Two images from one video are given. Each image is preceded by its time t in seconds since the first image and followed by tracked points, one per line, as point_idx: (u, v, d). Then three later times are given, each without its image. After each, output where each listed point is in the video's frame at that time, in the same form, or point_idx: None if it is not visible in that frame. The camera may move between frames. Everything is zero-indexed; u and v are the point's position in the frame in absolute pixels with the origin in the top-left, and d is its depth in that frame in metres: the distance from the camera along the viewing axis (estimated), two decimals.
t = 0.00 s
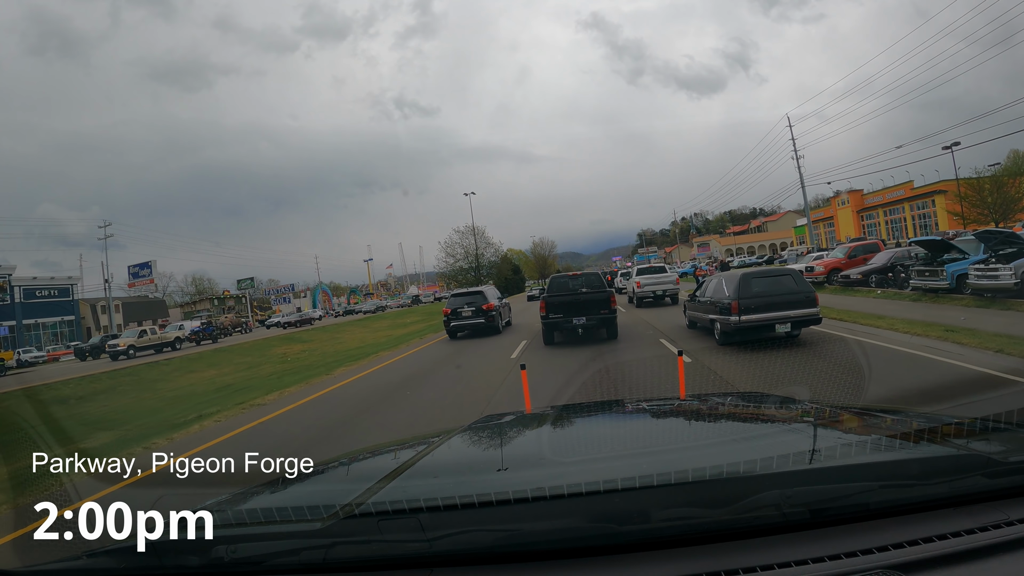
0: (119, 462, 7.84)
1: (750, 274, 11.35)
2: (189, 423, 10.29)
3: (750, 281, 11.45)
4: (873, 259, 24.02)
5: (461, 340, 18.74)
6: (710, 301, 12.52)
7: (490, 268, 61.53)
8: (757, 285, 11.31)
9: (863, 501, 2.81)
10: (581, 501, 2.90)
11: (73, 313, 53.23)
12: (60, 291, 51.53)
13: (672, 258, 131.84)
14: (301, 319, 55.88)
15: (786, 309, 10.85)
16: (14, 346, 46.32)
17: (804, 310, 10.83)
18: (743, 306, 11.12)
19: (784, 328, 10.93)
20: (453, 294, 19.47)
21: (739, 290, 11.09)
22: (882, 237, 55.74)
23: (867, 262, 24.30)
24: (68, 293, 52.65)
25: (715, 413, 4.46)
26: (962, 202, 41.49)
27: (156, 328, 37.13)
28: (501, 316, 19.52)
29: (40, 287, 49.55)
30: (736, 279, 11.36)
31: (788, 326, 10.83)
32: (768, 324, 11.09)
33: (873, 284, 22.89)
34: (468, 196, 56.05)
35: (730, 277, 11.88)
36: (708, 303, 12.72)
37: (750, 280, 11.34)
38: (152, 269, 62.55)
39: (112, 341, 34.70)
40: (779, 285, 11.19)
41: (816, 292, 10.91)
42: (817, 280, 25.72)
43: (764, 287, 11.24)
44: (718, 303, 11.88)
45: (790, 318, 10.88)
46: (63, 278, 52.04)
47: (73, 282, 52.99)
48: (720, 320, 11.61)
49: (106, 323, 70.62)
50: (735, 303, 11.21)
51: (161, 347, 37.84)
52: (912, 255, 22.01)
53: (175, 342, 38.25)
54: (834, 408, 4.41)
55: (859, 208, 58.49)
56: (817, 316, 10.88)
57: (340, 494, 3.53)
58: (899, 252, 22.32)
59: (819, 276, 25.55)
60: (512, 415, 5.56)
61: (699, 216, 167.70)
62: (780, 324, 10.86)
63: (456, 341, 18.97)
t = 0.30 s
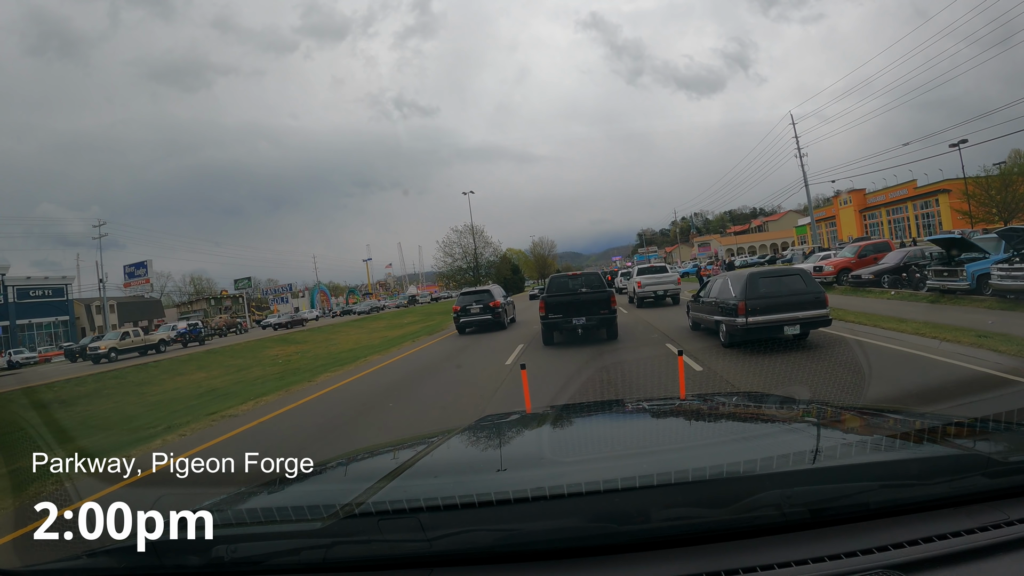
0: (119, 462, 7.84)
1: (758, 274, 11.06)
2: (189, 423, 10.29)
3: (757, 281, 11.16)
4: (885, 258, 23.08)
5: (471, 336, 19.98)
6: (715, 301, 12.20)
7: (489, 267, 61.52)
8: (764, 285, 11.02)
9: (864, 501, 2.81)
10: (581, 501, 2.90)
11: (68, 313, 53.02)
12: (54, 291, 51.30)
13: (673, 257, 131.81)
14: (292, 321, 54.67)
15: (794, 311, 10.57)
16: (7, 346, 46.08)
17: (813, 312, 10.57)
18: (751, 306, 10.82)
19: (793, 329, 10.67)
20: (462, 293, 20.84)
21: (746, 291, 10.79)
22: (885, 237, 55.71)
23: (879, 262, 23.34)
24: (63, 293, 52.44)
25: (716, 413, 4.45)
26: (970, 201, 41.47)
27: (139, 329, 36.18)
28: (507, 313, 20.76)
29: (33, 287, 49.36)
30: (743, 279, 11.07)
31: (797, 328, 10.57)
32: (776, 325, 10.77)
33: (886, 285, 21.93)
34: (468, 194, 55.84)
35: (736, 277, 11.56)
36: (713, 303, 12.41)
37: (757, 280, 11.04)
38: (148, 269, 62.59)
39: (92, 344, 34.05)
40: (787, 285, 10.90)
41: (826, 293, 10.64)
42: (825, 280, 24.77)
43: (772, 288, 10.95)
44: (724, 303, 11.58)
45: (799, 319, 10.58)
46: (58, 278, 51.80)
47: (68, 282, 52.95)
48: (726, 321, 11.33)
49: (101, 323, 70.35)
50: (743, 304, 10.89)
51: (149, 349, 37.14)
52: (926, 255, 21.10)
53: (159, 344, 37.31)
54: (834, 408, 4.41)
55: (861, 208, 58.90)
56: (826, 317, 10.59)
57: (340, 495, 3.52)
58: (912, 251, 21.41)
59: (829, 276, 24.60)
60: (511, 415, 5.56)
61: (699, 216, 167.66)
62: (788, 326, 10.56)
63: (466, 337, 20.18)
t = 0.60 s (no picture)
0: (119, 462, 7.83)
1: (766, 273, 10.69)
2: (188, 423, 10.28)
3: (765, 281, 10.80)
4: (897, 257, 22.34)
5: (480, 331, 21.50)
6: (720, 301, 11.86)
7: (489, 267, 61.45)
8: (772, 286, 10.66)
9: (863, 500, 2.81)
10: (581, 501, 2.90)
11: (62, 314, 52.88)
12: (49, 291, 51.11)
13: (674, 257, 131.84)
14: (283, 322, 53.28)
15: (803, 312, 10.23)
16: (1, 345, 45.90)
17: (822, 312, 10.23)
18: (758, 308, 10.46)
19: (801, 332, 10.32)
20: (470, 292, 22.57)
21: (753, 291, 10.45)
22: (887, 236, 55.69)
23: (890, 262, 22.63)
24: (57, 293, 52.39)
25: (716, 413, 4.44)
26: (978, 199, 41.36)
27: (122, 330, 35.20)
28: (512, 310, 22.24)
29: (28, 287, 49.30)
30: (751, 279, 10.70)
31: (806, 330, 10.21)
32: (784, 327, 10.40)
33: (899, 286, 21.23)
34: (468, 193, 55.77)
35: (743, 277, 11.22)
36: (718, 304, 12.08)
37: (765, 280, 10.70)
38: (144, 268, 62.51)
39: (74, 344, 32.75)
40: (795, 285, 10.57)
41: (835, 292, 10.32)
42: (835, 280, 24.07)
43: (779, 287, 10.62)
44: (730, 304, 11.24)
45: (809, 321, 10.22)
46: (52, 278, 51.62)
47: (64, 282, 52.83)
48: (732, 323, 10.99)
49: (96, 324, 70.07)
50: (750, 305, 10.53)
51: (133, 351, 36.16)
52: (940, 255, 20.61)
53: (142, 346, 36.24)
54: (835, 408, 4.40)
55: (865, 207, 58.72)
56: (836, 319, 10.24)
57: (340, 494, 3.52)
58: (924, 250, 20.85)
59: (839, 276, 23.92)
60: (511, 415, 5.55)
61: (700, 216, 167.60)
62: (797, 328, 10.19)
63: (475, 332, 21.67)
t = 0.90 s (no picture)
0: (119, 462, 7.83)
1: (774, 273, 10.42)
2: (188, 423, 10.28)
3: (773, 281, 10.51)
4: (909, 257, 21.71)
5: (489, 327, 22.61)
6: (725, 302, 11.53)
7: (489, 267, 61.39)
8: (780, 286, 10.38)
9: (864, 499, 2.82)
10: (581, 500, 2.90)
11: (56, 314, 52.69)
12: (43, 291, 50.93)
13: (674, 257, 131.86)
14: (275, 322, 52.10)
15: (812, 313, 9.95)
16: None
17: (831, 314, 9.94)
18: (765, 308, 10.19)
19: (810, 334, 10.01)
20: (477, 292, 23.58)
21: (760, 292, 10.16)
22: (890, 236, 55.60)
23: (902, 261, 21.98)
24: (52, 293, 52.25)
25: (716, 413, 4.43)
26: (986, 198, 41.30)
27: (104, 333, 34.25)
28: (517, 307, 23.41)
29: (23, 287, 49.19)
30: (758, 279, 10.43)
31: (815, 332, 9.91)
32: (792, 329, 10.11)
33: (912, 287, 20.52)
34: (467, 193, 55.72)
35: (749, 277, 10.90)
36: (722, 305, 11.83)
37: (772, 280, 10.39)
38: (140, 268, 62.34)
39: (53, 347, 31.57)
40: (803, 285, 10.26)
41: (844, 293, 10.03)
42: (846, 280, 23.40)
43: (787, 288, 10.31)
44: (735, 305, 10.92)
45: (818, 323, 9.92)
46: (46, 278, 51.41)
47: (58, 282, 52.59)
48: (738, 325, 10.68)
49: (90, 324, 69.74)
50: (757, 306, 10.27)
51: (116, 355, 35.08)
52: (955, 255, 19.92)
53: (126, 349, 35.26)
54: (836, 408, 4.39)
55: (867, 206, 58.67)
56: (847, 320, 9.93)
57: (340, 494, 3.52)
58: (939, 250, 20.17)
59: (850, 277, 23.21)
60: (511, 415, 5.54)
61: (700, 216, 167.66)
62: (805, 330, 9.90)
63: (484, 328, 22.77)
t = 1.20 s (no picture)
0: (119, 462, 7.82)
1: (783, 273, 10.22)
2: (188, 423, 10.28)
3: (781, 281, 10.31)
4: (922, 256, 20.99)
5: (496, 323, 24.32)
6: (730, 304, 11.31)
7: (488, 267, 61.35)
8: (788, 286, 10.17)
9: (864, 499, 2.82)
10: (581, 500, 2.90)
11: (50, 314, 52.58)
12: (37, 291, 50.70)
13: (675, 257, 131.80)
14: (264, 324, 51.03)
15: (821, 315, 9.73)
16: None
17: (841, 315, 9.72)
18: (773, 309, 9.98)
19: (820, 336, 9.79)
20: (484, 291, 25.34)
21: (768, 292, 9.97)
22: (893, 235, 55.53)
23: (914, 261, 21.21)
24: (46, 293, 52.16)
25: (716, 413, 4.43)
26: (993, 196, 41.18)
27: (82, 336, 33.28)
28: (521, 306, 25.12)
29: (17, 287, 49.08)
30: (766, 279, 10.23)
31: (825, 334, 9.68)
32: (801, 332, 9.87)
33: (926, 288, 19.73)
34: (467, 191, 55.59)
35: (756, 277, 10.68)
36: (725, 305, 11.68)
37: (780, 281, 10.18)
38: (136, 268, 62.21)
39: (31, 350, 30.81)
40: (813, 286, 10.04)
41: (855, 294, 9.81)
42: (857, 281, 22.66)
43: (796, 288, 10.10)
44: (742, 306, 10.70)
45: (827, 324, 9.69)
46: (40, 278, 51.26)
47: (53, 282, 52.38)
48: (745, 327, 10.46)
49: (85, 324, 69.48)
50: (764, 307, 10.05)
51: (97, 359, 34.06)
52: (971, 254, 19.11)
53: (106, 352, 34.28)
54: (837, 408, 4.38)
55: (869, 206, 58.66)
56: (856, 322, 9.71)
57: (340, 494, 3.51)
58: (954, 249, 19.35)
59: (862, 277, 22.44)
60: (510, 415, 5.54)
61: (705, 215, 166.88)
62: (814, 333, 9.66)
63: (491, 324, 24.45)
